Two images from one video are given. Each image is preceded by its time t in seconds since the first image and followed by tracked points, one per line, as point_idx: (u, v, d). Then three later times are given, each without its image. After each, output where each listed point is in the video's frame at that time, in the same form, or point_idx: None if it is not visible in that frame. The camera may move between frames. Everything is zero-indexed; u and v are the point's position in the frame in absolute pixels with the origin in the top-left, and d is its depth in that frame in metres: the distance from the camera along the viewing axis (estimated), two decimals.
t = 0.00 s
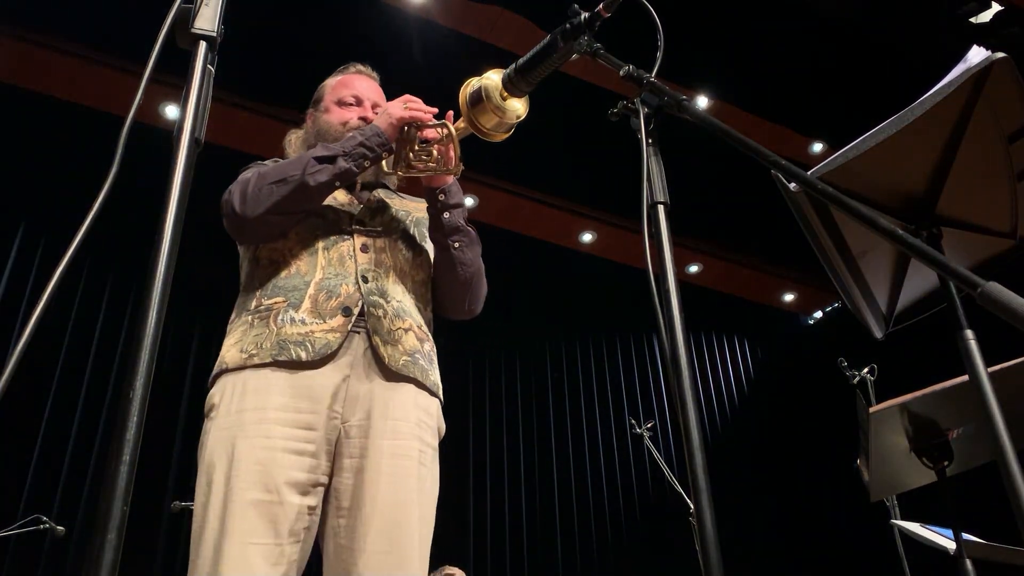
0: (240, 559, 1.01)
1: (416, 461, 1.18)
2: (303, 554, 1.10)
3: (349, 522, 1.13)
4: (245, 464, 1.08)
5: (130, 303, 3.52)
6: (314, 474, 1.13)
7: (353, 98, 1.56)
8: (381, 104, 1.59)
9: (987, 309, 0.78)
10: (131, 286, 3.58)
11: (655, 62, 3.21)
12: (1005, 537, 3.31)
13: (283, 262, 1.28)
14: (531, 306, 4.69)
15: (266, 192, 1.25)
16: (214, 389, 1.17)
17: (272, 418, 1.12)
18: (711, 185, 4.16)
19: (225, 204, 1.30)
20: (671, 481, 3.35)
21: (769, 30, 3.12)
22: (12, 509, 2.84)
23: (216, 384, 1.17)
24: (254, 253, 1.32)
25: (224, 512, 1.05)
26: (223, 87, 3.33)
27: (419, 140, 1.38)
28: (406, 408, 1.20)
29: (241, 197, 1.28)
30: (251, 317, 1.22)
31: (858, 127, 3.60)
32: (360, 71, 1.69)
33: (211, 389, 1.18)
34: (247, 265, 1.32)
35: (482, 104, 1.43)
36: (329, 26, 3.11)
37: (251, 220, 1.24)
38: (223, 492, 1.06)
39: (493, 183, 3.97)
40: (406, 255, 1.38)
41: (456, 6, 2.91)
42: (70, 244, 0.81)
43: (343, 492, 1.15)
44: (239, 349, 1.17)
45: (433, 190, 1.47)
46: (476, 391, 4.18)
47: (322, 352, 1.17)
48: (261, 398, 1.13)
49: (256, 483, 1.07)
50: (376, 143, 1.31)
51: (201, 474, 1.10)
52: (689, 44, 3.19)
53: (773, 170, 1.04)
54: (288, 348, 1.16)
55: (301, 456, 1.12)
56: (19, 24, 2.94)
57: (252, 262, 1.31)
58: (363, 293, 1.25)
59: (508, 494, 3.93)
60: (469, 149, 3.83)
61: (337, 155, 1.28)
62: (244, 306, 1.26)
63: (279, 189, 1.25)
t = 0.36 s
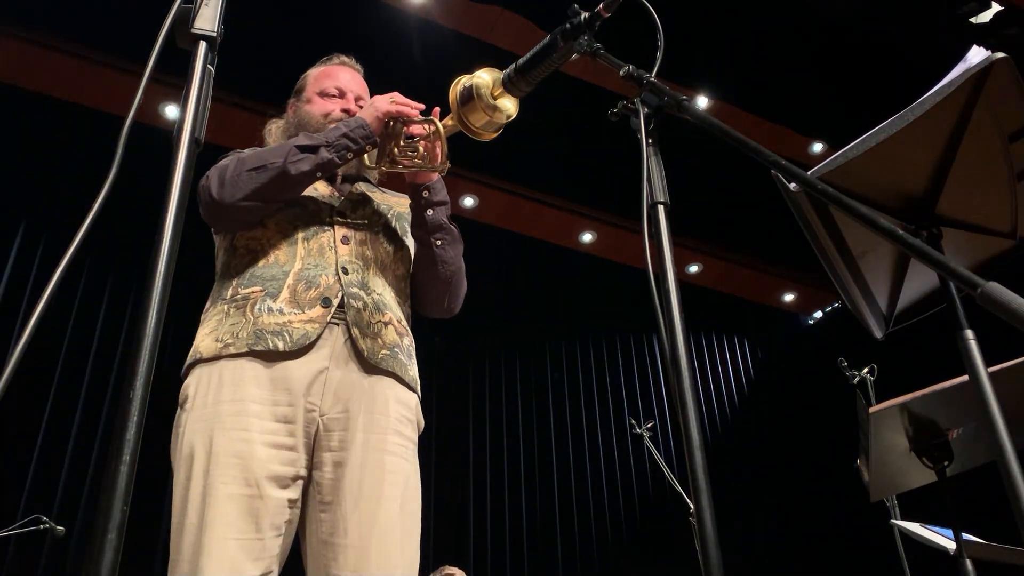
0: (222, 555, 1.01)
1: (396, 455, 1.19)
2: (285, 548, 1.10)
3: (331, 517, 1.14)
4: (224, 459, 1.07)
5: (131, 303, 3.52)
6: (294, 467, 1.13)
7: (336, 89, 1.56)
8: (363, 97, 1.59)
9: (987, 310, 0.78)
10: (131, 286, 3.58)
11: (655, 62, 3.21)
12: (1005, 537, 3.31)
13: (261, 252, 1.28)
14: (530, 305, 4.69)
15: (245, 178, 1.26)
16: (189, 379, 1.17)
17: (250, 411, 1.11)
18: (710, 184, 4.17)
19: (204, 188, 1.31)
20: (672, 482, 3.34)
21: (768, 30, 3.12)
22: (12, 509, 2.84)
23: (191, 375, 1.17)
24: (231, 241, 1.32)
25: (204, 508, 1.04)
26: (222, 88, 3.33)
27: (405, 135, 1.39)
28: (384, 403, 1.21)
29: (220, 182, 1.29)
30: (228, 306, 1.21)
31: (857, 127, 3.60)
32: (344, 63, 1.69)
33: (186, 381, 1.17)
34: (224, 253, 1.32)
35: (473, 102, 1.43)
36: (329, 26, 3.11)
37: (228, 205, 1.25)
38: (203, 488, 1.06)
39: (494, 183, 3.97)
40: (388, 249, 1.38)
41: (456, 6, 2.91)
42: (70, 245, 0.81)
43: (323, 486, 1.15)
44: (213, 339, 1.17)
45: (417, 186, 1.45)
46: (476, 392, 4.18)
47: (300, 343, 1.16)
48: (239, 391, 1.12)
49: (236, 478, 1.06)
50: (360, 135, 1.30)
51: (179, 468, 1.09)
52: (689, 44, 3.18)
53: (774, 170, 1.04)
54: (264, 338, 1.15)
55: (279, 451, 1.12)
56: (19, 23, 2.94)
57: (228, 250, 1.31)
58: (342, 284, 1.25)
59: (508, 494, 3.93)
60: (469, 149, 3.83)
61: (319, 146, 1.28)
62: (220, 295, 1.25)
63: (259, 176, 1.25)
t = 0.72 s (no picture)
0: (226, 552, 1.00)
1: (404, 451, 1.18)
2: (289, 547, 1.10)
3: (336, 515, 1.13)
4: (230, 454, 1.07)
5: (131, 303, 3.52)
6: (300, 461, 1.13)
7: (332, 90, 1.56)
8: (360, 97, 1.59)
9: (988, 310, 0.78)
10: (131, 286, 3.58)
11: (655, 62, 3.21)
12: (1005, 538, 3.31)
13: (264, 243, 1.28)
14: (531, 306, 4.69)
15: (241, 177, 1.26)
16: (197, 372, 1.17)
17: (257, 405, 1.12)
18: (711, 184, 4.17)
19: (203, 183, 1.32)
20: (672, 482, 3.34)
21: (768, 30, 3.12)
22: (13, 508, 2.84)
23: (198, 369, 1.17)
24: (233, 237, 1.32)
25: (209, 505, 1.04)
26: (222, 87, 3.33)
27: (401, 135, 1.40)
28: (392, 397, 1.20)
29: (217, 180, 1.30)
30: (234, 296, 1.22)
31: (857, 127, 3.60)
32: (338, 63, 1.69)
33: (192, 376, 1.18)
34: (226, 249, 1.32)
35: (465, 102, 1.41)
36: (329, 26, 3.11)
37: (224, 203, 1.26)
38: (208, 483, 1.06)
39: (495, 183, 3.97)
40: (390, 240, 1.39)
41: (456, 6, 2.91)
42: (70, 245, 0.81)
43: (329, 482, 1.15)
44: (221, 329, 1.17)
45: (415, 186, 1.43)
46: (476, 392, 4.17)
47: (308, 328, 1.17)
48: (246, 384, 1.13)
49: (241, 474, 1.06)
50: (356, 136, 1.31)
51: (185, 462, 1.09)
52: (689, 44, 3.18)
53: (773, 170, 1.04)
54: (271, 324, 1.16)
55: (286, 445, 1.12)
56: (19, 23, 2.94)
57: (232, 245, 1.31)
58: (348, 274, 1.26)
59: (508, 494, 3.93)
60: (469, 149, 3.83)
61: (316, 145, 1.28)
62: (225, 286, 1.26)
63: (255, 174, 1.26)
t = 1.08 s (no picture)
0: (238, 537, 0.99)
1: (419, 439, 1.18)
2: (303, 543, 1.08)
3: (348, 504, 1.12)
4: (244, 441, 1.07)
5: (131, 303, 3.52)
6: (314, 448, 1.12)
7: (342, 99, 1.56)
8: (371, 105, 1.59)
9: (987, 310, 0.78)
10: (131, 286, 3.58)
11: (655, 62, 3.21)
12: (1005, 537, 3.31)
13: (277, 241, 1.29)
14: (531, 306, 4.69)
15: (250, 181, 1.27)
16: (210, 365, 1.17)
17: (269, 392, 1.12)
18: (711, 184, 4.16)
19: (214, 187, 1.33)
20: (672, 482, 3.34)
21: (769, 29, 3.12)
22: (13, 509, 2.84)
23: (212, 362, 1.17)
24: (244, 241, 1.33)
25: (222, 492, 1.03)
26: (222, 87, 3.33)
27: (409, 139, 1.39)
28: (404, 385, 1.20)
29: (226, 186, 1.31)
30: (247, 292, 1.22)
31: (857, 127, 3.60)
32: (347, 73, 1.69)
33: (205, 371, 1.18)
34: (240, 253, 1.33)
35: (466, 101, 1.42)
36: (329, 26, 3.11)
37: (234, 208, 1.26)
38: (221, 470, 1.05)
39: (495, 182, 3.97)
40: (403, 240, 1.41)
41: (456, 6, 2.91)
42: (69, 245, 0.81)
43: (344, 472, 1.14)
44: (234, 324, 1.18)
45: (426, 188, 1.42)
46: (476, 392, 4.17)
47: (320, 317, 1.17)
48: (259, 371, 1.13)
49: (256, 462, 1.06)
50: (364, 140, 1.31)
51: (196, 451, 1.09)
52: (689, 45, 3.19)
53: (773, 170, 1.04)
54: (283, 314, 1.16)
55: (300, 432, 1.12)
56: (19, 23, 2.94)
57: (245, 248, 1.31)
58: (361, 267, 1.26)
59: (508, 495, 3.93)
60: (469, 149, 3.83)
61: (324, 149, 1.29)
62: (238, 283, 1.26)
63: (265, 178, 1.26)
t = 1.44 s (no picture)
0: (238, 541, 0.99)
1: (432, 445, 1.19)
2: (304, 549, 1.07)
3: (368, 510, 1.13)
4: (245, 446, 1.06)
5: (131, 303, 3.52)
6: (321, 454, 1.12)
7: (345, 117, 1.56)
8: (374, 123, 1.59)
9: (989, 311, 0.78)
10: (131, 286, 3.58)
11: (655, 62, 3.21)
12: (1005, 537, 3.31)
13: (281, 255, 1.29)
14: (530, 306, 4.69)
15: (254, 196, 1.28)
16: (211, 377, 1.17)
17: (273, 400, 1.11)
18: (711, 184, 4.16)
19: (218, 204, 1.33)
20: (672, 482, 3.33)
21: (769, 29, 3.12)
22: (12, 509, 2.84)
23: (213, 375, 1.17)
24: (249, 256, 1.33)
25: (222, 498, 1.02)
26: (222, 87, 3.33)
27: (413, 153, 1.41)
28: (411, 394, 1.21)
29: (229, 200, 1.31)
30: (249, 307, 1.22)
31: (857, 127, 3.60)
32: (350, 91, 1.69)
33: (206, 384, 1.17)
34: (243, 269, 1.33)
35: (471, 110, 1.43)
36: (328, 26, 3.11)
37: (239, 222, 1.27)
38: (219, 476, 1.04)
39: (495, 183, 3.97)
40: (407, 258, 1.40)
41: (456, 5, 2.91)
42: (70, 246, 0.81)
43: (356, 478, 1.15)
44: (235, 338, 1.18)
45: (431, 202, 1.43)
46: (476, 392, 4.17)
47: (323, 332, 1.16)
48: (261, 380, 1.12)
49: (258, 468, 1.05)
50: (367, 152, 1.31)
51: (193, 455, 1.08)
52: (689, 45, 3.19)
53: (773, 170, 1.04)
54: (286, 329, 1.16)
55: (307, 439, 1.11)
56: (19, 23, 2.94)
57: (248, 264, 1.32)
58: (364, 280, 1.25)
59: (508, 495, 3.93)
60: (469, 149, 3.83)
61: (327, 162, 1.28)
62: (241, 299, 1.26)
63: (268, 191, 1.27)
